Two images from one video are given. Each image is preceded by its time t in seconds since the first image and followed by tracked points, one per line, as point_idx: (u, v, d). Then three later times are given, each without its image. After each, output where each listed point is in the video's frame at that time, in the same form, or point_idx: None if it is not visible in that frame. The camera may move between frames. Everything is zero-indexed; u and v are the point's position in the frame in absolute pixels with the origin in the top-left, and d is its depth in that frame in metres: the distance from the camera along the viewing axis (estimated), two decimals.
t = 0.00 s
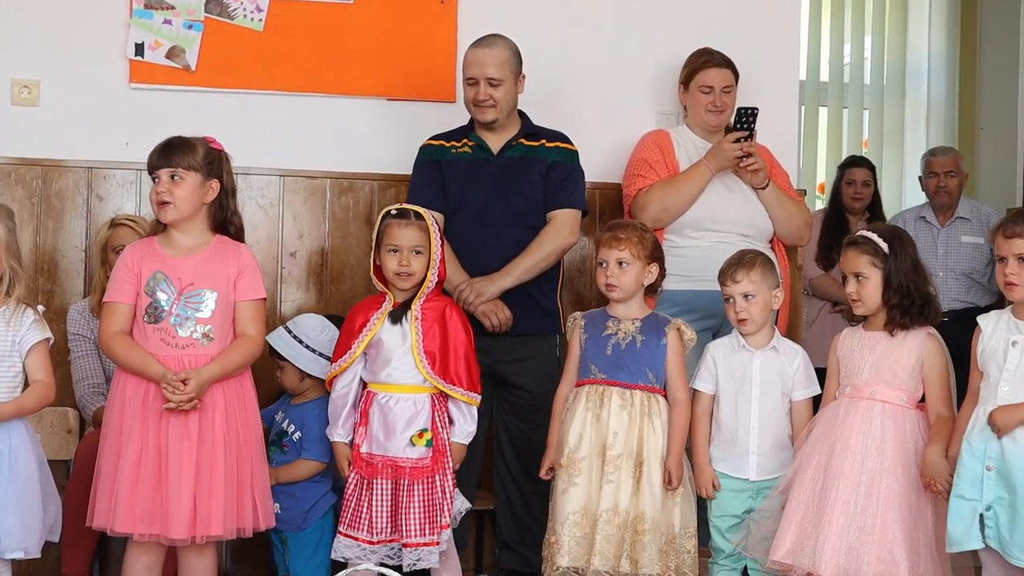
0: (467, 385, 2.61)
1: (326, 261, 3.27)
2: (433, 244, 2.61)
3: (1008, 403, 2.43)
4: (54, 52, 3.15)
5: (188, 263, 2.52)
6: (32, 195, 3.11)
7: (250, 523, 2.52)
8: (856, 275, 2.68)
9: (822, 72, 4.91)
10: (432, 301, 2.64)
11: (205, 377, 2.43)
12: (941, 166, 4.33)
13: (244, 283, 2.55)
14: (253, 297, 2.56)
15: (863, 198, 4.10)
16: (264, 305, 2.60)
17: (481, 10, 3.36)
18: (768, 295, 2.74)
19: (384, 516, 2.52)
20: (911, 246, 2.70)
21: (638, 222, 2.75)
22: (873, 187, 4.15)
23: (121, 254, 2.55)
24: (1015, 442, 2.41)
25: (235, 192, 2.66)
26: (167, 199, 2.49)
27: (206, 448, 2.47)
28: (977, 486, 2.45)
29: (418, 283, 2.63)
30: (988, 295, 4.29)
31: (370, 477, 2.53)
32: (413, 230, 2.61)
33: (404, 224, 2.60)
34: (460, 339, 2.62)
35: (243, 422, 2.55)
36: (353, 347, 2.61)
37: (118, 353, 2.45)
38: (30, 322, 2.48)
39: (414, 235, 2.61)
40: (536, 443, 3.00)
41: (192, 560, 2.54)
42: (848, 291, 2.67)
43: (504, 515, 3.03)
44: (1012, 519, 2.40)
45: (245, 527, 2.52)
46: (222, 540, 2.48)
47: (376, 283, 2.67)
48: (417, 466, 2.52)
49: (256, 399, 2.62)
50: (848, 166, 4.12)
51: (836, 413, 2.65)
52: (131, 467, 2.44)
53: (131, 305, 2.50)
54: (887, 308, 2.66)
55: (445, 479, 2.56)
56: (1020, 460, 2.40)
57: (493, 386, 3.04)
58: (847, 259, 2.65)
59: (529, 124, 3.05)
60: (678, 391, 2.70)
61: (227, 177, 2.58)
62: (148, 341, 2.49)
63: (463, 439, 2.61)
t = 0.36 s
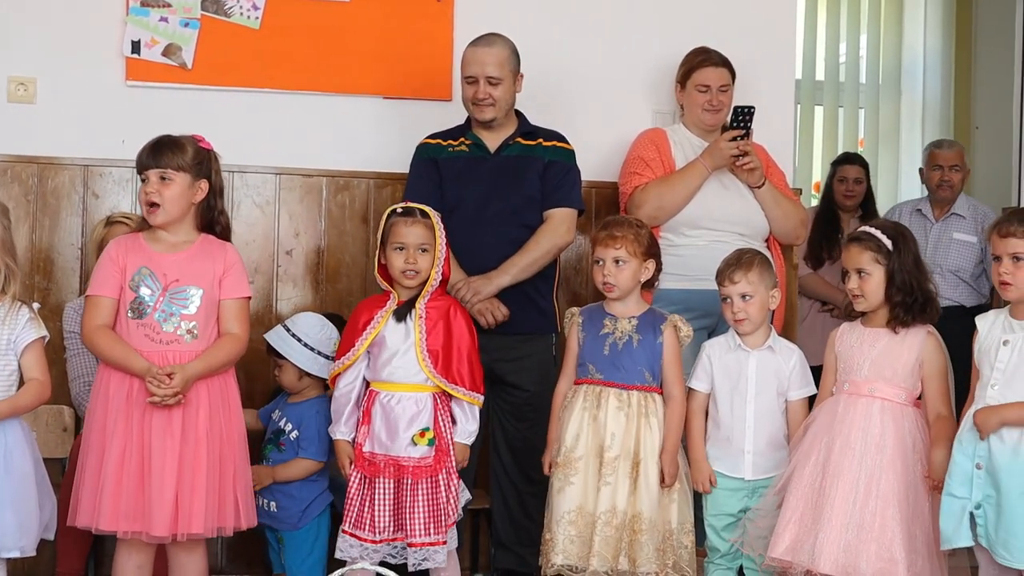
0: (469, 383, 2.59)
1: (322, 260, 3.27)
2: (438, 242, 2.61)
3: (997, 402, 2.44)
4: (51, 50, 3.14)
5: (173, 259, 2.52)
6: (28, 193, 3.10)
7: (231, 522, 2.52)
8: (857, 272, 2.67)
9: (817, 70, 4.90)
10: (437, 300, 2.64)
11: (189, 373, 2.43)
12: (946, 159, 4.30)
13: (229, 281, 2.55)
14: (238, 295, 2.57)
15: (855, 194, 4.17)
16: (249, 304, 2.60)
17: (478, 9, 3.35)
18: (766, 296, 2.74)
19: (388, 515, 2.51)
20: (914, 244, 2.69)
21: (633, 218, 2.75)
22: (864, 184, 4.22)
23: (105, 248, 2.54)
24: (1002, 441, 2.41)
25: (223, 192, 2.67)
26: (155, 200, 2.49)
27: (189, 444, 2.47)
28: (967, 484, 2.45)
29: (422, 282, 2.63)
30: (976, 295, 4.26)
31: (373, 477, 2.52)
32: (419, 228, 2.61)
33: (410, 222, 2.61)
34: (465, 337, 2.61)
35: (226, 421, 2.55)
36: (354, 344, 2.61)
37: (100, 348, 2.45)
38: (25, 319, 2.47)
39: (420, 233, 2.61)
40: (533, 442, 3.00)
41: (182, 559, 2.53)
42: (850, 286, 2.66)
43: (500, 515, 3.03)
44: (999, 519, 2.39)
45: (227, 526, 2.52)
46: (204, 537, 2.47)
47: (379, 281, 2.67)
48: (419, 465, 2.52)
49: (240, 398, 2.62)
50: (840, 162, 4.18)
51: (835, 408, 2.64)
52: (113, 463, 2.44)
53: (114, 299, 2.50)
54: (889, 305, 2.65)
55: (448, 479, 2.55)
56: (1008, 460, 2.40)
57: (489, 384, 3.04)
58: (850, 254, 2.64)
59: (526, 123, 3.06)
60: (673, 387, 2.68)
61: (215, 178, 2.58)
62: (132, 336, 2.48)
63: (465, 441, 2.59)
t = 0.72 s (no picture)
0: (467, 386, 2.59)
1: (318, 259, 3.27)
2: (432, 240, 2.59)
3: (991, 403, 2.43)
4: (46, 49, 3.14)
5: (158, 260, 2.52)
6: (23, 192, 3.10)
7: (221, 521, 2.53)
8: (856, 256, 2.66)
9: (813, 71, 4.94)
10: (436, 303, 2.63)
11: (177, 373, 2.43)
12: (954, 158, 4.16)
13: (215, 281, 2.55)
14: (224, 296, 2.57)
15: (836, 190, 4.19)
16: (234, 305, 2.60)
17: (475, 8, 3.36)
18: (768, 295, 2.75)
19: (389, 515, 2.51)
20: (913, 232, 2.68)
21: (630, 219, 2.74)
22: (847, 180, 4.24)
23: (90, 249, 2.54)
24: (996, 442, 2.41)
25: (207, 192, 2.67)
26: (141, 199, 2.49)
27: (178, 445, 2.47)
28: (960, 484, 2.44)
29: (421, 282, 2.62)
30: (978, 295, 4.14)
31: (373, 477, 2.52)
32: (411, 227, 2.59)
33: (402, 220, 2.59)
34: (464, 341, 2.61)
35: (214, 420, 2.56)
36: (354, 341, 2.60)
37: (86, 350, 2.44)
38: (17, 317, 2.47)
39: (412, 231, 2.59)
40: (528, 442, 3.00)
41: (175, 560, 2.53)
42: (847, 271, 2.65)
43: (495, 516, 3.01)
44: (993, 519, 2.39)
45: (217, 526, 2.53)
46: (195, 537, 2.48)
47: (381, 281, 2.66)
48: (419, 464, 2.51)
49: (226, 397, 2.63)
50: (822, 160, 4.22)
51: (832, 396, 2.64)
52: (101, 465, 2.43)
53: (99, 301, 2.49)
54: (885, 292, 2.65)
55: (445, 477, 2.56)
56: (1002, 460, 2.39)
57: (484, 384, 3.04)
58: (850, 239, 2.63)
59: (524, 123, 3.06)
60: (670, 385, 2.68)
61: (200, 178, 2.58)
62: (117, 337, 2.48)
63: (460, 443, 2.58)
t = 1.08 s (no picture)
0: (462, 388, 2.59)
1: (312, 259, 3.27)
2: (424, 239, 2.60)
3: (990, 404, 2.42)
4: (40, 49, 3.14)
5: (156, 260, 2.52)
6: (17, 192, 3.11)
7: (218, 523, 2.53)
8: (848, 244, 2.66)
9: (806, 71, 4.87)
10: (432, 303, 2.63)
11: (174, 375, 2.43)
12: (953, 169, 3.95)
13: (213, 281, 2.55)
14: (223, 296, 2.57)
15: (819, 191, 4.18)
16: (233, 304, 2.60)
17: (469, 8, 3.36)
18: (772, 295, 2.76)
19: (378, 515, 2.51)
20: (906, 220, 2.67)
21: (624, 220, 2.74)
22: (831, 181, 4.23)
23: (88, 250, 2.54)
24: (995, 443, 2.40)
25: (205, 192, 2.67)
26: (140, 198, 2.49)
27: (175, 446, 2.46)
28: (956, 486, 2.44)
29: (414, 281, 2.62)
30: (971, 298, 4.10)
31: (363, 476, 2.52)
32: (402, 226, 2.61)
33: (394, 219, 2.62)
34: (459, 342, 2.61)
35: (212, 421, 2.56)
36: (344, 340, 2.62)
37: (85, 351, 2.44)
38: (7, 318, 2.46)
39: (403, 230, 2.60)
40: (522, 442, 2.99)
41: (170, 561, 2.53)
42: (839, 258, 2.65)
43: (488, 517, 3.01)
44: (991, 521, 2.38)
45: (214, 527, 2.53)
46: (192, 539, 2.48)
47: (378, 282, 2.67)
48: (410, 463, 2.51)
49: (224, 397, 2.62)
50: (803, 162, 4.21)
51: (827, 390, 2.66)
52: (98, 466, 2.43)
53: (98, 302, 2.49)
54: (878, 280, 2.64)
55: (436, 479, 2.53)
56: (1001, 463, 2.38)
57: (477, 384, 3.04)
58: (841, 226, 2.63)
59: (518, 124, 3.06)
60: (665, 386, 2.68)
61: (199, 177, 2.58)
62: (116, 338, 2.48)
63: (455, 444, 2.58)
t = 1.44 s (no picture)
0: (447, 394, 2.59)
1: (302, 260, 3.27)
2: (416, 240, 2.60)
3: (976, 406, 2.43)
4: (30, 49, 3.14)
5: (154, 261, 2.51)
6: (7, 192, 3.10)
7: (219, 523, 2.52)
8: (841, 245, 2.67)
9: (797, 73, 4.91)
10: (422, 304, 2.63)
11: (168, 376, 2.42)
12: (932, 180, 3.80)
13: (212, 282, 2.54)
14: (223, 295, 2.56)
15: (805, 195, 4.21)
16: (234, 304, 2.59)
17: (460, 10, 3.36)
18: (769, 300, 2.75)
19: (362, 515, 2.50)
20: (898, 221, 2.69)
21: (619, 221, 2.75)
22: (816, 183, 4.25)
23: (88, 253, 2.55)
24: (979, 444, 2.42)
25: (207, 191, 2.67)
26: (140, 198, 2.49)
27: (173, 447, 2.46)
28: (944, 488, 2.44)
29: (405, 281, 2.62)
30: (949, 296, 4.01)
31: (350, 476, 2.52)
32: (395, 226, 2.61)
33: (387, 219, 2.62)
34: (446, 346, 2.62)
35: (212, 422, 2.55)
36: (340, 347, 2.60)
37: (85, 353, 2.44)
38: None
39: (396, 230, 2.60)
40: (513, 444, 2.99)
41: (165, 561, 2.53)
42: (833, 259, 2.66)
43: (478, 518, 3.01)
44: (976, 523, 2.39)
45: (215, 527, 2.52)
46: (193, 541, 2.47)
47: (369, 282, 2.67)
48: (398, 468, 2.51)
49: (226, 397, 2.61)
50: (788, 166, 4.25)
51: (818, 388, 2.67)
52: (95, 468, 2.44)
53: (98, 304, 2.50)
54: (871, 280, 2.65)
55: (428, 484, 2.54)
56: (985, 464, 2.40)
57: (468, 385, 3.05)
58: (834, 227, 2.64)
59: (509, 126, 3.06)
60: (657, 387, 2.67)
61: (199, 176, 2.58)
62: (115, 341, 2.48)
63: (450, 452, 2.60)
